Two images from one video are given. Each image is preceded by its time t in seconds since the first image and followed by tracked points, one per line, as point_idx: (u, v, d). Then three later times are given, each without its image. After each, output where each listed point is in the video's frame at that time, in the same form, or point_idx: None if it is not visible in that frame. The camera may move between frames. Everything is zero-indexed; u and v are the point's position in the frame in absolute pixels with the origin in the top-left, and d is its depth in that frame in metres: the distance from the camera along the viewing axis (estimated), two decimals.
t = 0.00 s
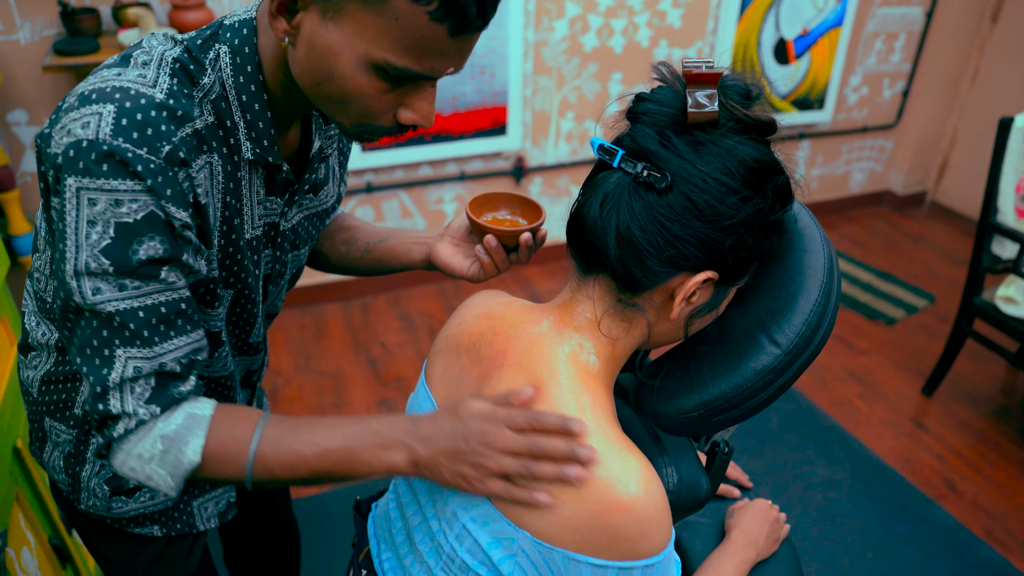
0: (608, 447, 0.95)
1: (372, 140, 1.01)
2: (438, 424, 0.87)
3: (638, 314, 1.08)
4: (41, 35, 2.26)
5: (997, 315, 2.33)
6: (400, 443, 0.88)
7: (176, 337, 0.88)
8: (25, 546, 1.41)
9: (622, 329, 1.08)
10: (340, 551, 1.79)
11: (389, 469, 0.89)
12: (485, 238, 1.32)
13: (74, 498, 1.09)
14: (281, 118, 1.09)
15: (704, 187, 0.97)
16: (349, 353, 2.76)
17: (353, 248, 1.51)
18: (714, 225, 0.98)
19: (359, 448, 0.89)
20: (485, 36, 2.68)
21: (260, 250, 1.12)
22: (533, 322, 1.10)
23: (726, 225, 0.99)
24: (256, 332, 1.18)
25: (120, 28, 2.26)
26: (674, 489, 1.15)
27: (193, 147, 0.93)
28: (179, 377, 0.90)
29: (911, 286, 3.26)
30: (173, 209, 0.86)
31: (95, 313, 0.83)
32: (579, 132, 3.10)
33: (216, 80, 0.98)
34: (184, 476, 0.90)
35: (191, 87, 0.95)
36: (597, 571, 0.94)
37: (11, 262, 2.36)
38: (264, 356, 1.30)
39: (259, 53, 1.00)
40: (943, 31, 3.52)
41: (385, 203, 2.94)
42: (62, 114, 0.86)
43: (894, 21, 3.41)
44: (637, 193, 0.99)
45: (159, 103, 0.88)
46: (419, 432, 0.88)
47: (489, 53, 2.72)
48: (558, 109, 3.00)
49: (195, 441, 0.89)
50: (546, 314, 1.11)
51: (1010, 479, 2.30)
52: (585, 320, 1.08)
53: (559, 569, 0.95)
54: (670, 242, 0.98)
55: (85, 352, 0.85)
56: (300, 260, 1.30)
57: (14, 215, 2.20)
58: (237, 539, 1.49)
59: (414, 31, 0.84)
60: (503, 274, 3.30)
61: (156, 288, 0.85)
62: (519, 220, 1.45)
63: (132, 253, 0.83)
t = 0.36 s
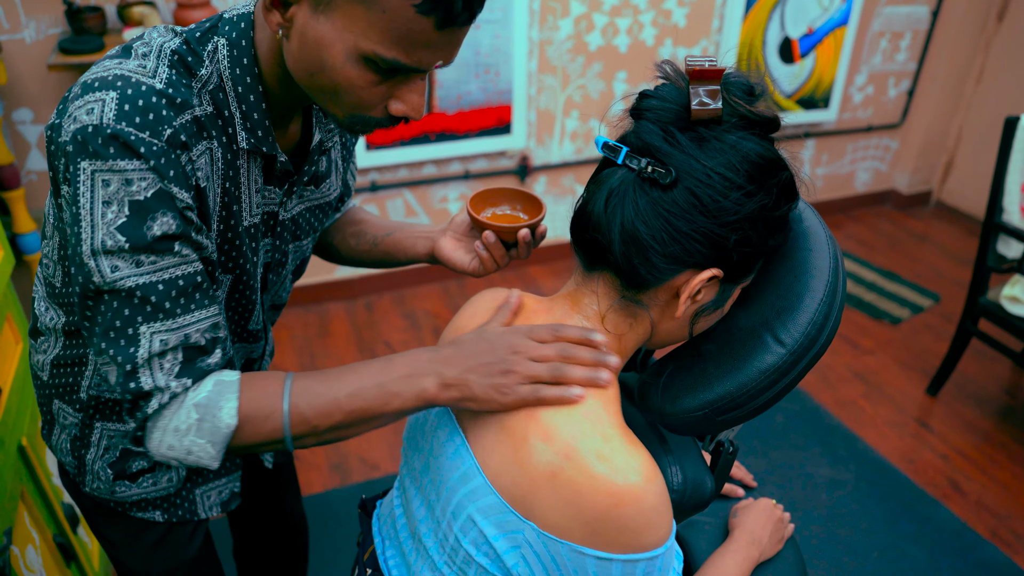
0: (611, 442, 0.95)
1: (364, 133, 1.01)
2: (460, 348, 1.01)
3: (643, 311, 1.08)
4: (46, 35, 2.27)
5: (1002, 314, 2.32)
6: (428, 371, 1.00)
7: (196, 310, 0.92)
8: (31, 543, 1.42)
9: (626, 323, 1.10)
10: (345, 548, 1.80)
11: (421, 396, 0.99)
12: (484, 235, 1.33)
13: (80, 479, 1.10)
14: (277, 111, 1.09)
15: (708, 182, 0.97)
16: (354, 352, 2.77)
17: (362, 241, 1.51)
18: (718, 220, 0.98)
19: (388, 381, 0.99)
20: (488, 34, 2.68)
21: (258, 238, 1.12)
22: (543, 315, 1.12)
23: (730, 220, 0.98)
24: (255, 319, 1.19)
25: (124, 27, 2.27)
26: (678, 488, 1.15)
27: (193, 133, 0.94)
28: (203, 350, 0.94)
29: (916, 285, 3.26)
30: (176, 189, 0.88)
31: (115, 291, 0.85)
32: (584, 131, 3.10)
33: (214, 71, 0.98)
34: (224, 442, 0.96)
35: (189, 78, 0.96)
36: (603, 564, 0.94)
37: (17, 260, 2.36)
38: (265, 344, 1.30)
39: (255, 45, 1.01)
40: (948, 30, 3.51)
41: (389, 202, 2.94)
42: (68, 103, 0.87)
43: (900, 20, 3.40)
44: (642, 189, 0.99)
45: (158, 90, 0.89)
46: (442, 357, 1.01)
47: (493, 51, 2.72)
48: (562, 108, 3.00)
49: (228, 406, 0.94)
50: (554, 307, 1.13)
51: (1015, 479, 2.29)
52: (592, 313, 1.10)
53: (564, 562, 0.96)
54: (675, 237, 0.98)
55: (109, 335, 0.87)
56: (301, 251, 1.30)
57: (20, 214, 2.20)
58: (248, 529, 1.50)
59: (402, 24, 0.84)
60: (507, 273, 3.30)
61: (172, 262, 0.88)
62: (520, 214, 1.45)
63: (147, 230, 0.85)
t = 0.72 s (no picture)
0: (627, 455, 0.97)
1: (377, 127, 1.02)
2: (538, 415, 0.90)
3: (653, 314, 1.08)
4: (55, 35, 2.28)
5: (1010, 317, 2.31)
6: (498, 437, 0.90)
7: (236, 300, 0.90)
8: (39, 539, 1.42)
9: (638, 331, 1.09)
10: (350, 547, 1.81)
11: (486, 463, 0.91)
12: (489, 234, 1.33)
13: (89, 480, 1.10)
14: (289, 107, 1.10)
15: (720, 185, 0.97)
16: (360, 352, 2.77)
17: (368, 240, 1.52)
18: (731, 223, 0.98)
19: (454, 438, 0.90)
20: (495, 35, 2.69)
21: (275, 235, 1.13)
22: (545, 327, 1.09)
23: (743, 222, 0.98)
24: (271, 316, 1.20)
25: (133, 27, 2.28)
26: (685, 489, 1.15)
27: (213, 129, 0.96)
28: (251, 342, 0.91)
29: (923, 288, 3.25)
30: (202, 182, 0.89)
31: (152, 287, 0.84)
32: (590, 131, 3.10)
33: (226, 69, 0.99)
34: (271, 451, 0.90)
35: (201, 77, 0.96)
36: None
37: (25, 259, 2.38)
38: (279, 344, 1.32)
39: (266, 41, 1.02)
40: (956, 31, 3.50)
41: (396, 202, 2.95)
42: (87, 105, 0.88)
43: (907, 22, 3.39)
44: (653, 191, 0.99)
45: (174, 89, 0.90)
46: (516, 423, 0.90)
47: (500, 52, 2.73)
48: (569, 108, 3.00)
49: (280, 413, 0.89)
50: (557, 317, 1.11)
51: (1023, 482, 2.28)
52: (599, 322, 1.08)
53: None
54: (687, 239, 0.98)
55: (149, 332, 0.86)
56: (312, 248, 1.31)
57: (29, 213, 2.21)
58: (253, 529, 1.50)
59: (417, 14, 0.84)
60: (513, 273, 3.30)
61: (205, 254, 0.87)
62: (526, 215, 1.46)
63: (178, 223, 0.85)
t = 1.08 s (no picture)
0: (617, 441, 0.94)
1: (375, 115, 1.01)
2: (432, 382, 0.92)
3: (651, 311, 1.07)
4: (63, 35, 2.29)
5: (1018, 320, 2.30)
6: (393, 398, 0.93)
7: (181, 302, 0.93)
8: (46, 539, 1.42)
9: (634, 325, 1.08)
10: (355, 547, 1.81)
11: (379, 422, 0.93)
12: (486, 238, 1.32)
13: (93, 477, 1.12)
14: (286, 102, 1.10)
15: (725, 187, 0.96)
16: (365, 352, 2.77)
17: (369, 245, 1.52)
18: (735, 225, 0.97)
19: (354, 403, 0.94)
20: (502, 36, 2.68)
21: (265, 232, 1.13)
22: (544, 317, 1.10)
23: (746, 225, 0.98)
24: (264, 314, 1.20)
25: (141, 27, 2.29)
26: (691, 492, 1.14)
27: (195, 124, 0.96)
28: (183, 341, 0.96)
29: (929, 290, 3.23)
30: (172, 180, 0.90)
31: (102, 277, 0.88)
32: (597, 132, 3.09)
33: (223, 62, 1.00)
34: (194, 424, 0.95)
35: (197, 69, 0.97)
36: (609, 564, 0.93)
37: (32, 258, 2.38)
38: (275, 340, 1.33)
39: (265, 35, 1.02)
40: (964, 33, 3.49)
41: (402, 203, 2.95)
42: (76, 90, 0.89)
43: (915, 23, 3.38)
44: (658, 191, 0.99)
45: (164, 81, 0.91)
46: (413, 388, 0.93)
47: (507, 53, 2.73)
48: (575, 109, 3.00)
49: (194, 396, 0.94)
50: (556, 309, 1.11)
51: None
52: (598, 317, 1.07)
53: (572, 563, 0.96)
54: (689, 240, 0.98)
55: (93, 316, 0.90)
56: (309, 246, 1.31)
57: (36, 212, 2.22)
58: (263, 528, 1.51)
59: None
60: (519, 274, 3.30)
61: (160, 255, 0.90)
62: (524, 220, 1.45)
63: (137, 220, 0.87)
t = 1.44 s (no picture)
0: (627, 452, 0.94)
1: (362, 113, 1.01)
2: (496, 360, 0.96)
3: (664, 317, 1.08)
4: (65, 34, 2.29)
5: (1019, 320, 2.29)
6: (460, 382, 0.94)
7: (214, 282, 0.94)
8: (47, 538, 1.42)
9: (646, 329, 1.09)
10: (357, 548, 1.80)
11: (448, 410, 0.94)
12: (482, 233, 1.33)
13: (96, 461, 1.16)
14: (282, 102, 1.10)
15: (732, 191, 0.96)
16: (367, 352, 2.77)
17: (370, 241, 1.52)
18: (743, 228, 0.97)
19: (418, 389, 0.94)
20: (504, 36, 2.68)
21: (267, 226, 1.14)
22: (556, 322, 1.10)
23: (754, 229, 0.98)
24: (266, 308, 1.21)
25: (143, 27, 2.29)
26: (693, 493, 1.13)
27: (200, 116, 0.97)
28: (225, 323, 0.96)
29: (931, 291, 3.23)
30: (185, 165, 0.92)
31: (131, 264, 0.88)
32: (598, 133, 3.09)
33: (220, 60, 1.01)
34: (244, 422, 0.92)
35: (195, 66, 0.98)
36: (623, 573, 0.94)
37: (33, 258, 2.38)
38: (276, 335, 1.33)
39: (259, 33, 1.02)
40: (965, 34, 3.49)
41: (403, 203, 2.95)
42: (81, 88, 0.91)
43: (917, 24, 3.38)
44: (665, 195, 0.98)
45: (166, 75, 0.93)
46: (476, 370, 0.95)
47: (509, 53, 2.73)
48: (577, 110, 2.99)
49: (250, 385, 0.92)
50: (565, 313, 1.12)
51: None
52: (610, 318, 1.09)
53: (583, 571, 0.96)
54: (696, 243, 0.98)
55: (126, 309, 0.90)
56: (309, 242, 1.32)
57: (37, 213, 2.22)
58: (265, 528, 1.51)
59: None
60: (521, 273, 3.30)
61: (186, 235, 0.91)
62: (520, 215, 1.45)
63: (160, 200, 0.88)
